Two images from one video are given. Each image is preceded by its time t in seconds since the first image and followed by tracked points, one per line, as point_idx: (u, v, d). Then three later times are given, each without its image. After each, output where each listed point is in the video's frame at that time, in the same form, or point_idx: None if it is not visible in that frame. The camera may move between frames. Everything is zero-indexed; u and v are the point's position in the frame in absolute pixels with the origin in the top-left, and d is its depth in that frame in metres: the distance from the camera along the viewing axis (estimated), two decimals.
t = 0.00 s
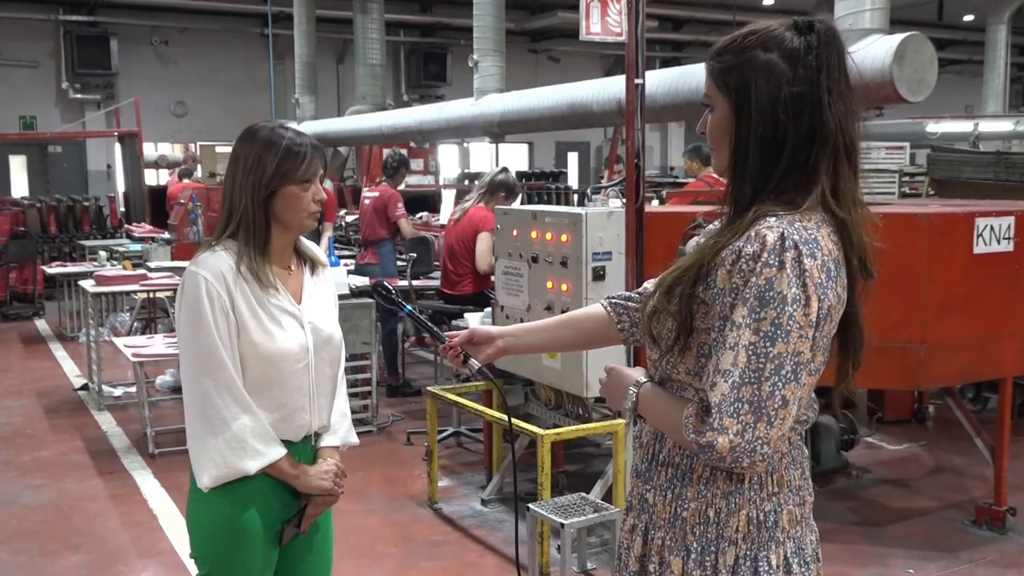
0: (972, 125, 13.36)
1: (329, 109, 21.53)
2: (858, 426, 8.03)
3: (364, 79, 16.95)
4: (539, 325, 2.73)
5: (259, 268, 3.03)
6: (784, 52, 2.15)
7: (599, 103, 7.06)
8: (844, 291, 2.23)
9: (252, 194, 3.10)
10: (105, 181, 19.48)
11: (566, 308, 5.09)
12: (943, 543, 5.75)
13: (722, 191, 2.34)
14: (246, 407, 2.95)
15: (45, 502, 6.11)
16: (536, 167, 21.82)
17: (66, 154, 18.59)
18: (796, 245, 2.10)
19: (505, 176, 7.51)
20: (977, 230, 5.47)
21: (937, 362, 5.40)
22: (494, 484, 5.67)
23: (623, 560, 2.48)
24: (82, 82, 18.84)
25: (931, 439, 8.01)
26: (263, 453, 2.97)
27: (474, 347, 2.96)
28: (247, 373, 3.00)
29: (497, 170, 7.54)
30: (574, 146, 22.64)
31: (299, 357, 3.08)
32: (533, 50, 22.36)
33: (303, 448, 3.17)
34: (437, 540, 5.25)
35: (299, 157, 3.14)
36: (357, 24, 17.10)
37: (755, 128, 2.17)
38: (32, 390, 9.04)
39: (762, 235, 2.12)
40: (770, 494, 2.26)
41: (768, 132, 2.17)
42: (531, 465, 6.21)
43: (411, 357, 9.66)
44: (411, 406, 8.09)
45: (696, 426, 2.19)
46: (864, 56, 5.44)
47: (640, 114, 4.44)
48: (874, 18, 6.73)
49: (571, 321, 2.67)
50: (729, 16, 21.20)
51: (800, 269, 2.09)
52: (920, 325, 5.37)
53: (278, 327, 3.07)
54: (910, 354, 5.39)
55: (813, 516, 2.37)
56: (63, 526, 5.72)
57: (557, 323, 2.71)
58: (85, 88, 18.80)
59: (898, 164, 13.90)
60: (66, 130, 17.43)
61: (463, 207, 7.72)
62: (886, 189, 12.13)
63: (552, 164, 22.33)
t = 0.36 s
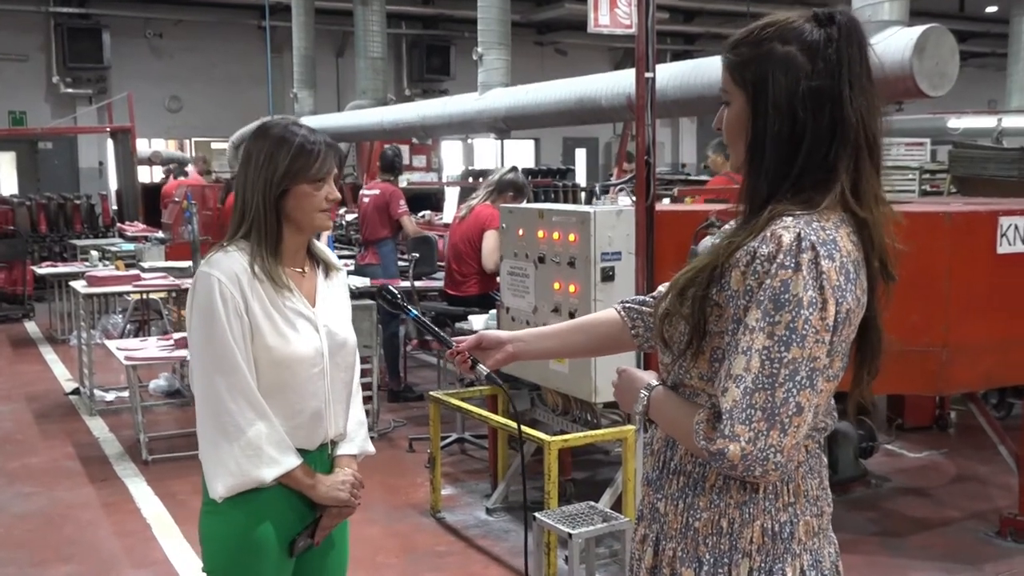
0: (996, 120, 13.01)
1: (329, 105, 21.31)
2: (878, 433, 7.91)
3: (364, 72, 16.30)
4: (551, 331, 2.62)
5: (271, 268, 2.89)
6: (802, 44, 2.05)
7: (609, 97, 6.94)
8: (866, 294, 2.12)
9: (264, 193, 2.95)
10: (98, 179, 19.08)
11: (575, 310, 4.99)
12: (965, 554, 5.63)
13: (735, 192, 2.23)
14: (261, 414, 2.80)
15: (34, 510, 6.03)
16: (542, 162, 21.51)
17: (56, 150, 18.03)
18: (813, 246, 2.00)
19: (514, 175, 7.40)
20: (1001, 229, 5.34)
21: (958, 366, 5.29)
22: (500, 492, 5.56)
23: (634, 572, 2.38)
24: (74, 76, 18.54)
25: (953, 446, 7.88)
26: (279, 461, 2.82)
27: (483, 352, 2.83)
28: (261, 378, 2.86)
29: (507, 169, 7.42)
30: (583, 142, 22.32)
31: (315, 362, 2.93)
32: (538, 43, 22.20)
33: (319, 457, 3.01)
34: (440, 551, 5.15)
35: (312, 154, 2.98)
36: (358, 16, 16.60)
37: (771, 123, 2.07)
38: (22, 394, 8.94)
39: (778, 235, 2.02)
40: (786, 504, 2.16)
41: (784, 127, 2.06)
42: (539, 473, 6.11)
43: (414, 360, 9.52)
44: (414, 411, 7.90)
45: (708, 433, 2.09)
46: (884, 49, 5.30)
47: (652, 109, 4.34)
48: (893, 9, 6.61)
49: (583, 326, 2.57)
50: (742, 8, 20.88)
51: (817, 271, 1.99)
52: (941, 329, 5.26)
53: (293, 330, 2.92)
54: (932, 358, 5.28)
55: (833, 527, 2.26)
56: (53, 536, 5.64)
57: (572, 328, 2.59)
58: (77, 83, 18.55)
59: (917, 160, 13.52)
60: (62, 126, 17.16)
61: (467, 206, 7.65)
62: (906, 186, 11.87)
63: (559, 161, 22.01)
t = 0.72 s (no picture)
0: None
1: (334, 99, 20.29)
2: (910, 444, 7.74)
3: (371, 66, 15.13)
4: (574, 337, 2.50)
5: (286, 271, 2.76)
6: (837, 37, 1.92)
7: (628, 92, 6.66)
8: (896, 300, 1.98)
9: (277, 194, 2.83)
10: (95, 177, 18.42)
11: (592, 314, 4.86)
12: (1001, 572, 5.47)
13: (759, 192, 2.11)
14: (277, 424, 2.68)
15: (28, 521, 5.94)
16: (559, 159, 20.86)
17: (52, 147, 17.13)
18: (839, 248, 1.88)
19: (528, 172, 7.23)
20: None
21: (995, 373, 5.14)
22: (512, 504, 5.43)
23: None
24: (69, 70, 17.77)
25: (989, 459, 7.69)
26: (297, 474, 2.69)
27: (499, 358, 2.71)
28: (275, 387, 2.73)
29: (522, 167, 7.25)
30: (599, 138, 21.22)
31: (332, 368, 2.80)
32: (554, 35, 21.42)
33: (338, 469, 2.88)
34: (450, 565, 5.03)
35: (326, 152, 2.85)
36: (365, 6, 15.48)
37: (801, 119, 1.94)
38: (17, 401, 8.82)
39: (802, 237, 1.90)
40: (811, 519, 2.02)
41: (815, 124, 1.94)
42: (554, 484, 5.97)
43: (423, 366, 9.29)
44: (420, 421, 7.58)
45: (727, 442, 1.98)
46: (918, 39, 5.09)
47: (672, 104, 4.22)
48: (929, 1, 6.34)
49: (603, 332, 2.45)
50: None
51: (842, 274, 1.86)
52: (976, 334, 5.12)
53: (309, 336, 2.79)
54: (967, 365, 5.14)
55: (862, 545, 2.12)
56: (48, 548, 5.54)
57: (594, 333, 2.47)
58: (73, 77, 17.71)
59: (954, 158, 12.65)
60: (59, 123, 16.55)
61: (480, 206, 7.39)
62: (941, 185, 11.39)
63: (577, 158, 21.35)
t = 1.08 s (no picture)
0: None
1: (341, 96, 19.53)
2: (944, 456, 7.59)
3: (380, 60, 13.98)
4: (590, 342, 2.39)
5: (292, 274, 2.66)
6: (868, 29, 1.80)
7: (646, 86, 6.25)
8: (927, 303, 1.86)
9: (279, 191, 2.73)
10: (92, 177, 17.75)
11: (610, 319, 4.74)
12: None
13: (786, 190, 1.99)
14: (278, 434, 2.57)
15: (22, 533, 5.83)
16: (574, 159, 20.24)
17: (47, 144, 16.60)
18: (866, 248, 1.77)
19: (540, 169, 7.01)
20: None
21: None
22: (526, 518, 5.31)
23: None
24: (66, 65, 17.22)
25: None
26: (298, 485, 2.58)
27: (515, 365, 2.60)
28: (278, 394, 2.63)
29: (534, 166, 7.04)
30: (616, 135, 20.88)
31: (339, 376, 2.68)
32: (570, 27, 20.75)
33: (344, 481, 2.77)
34: None
35: (326, 144, 2.75)
36: None
37: (829, 114, 1.83)
38: (10, 409, 8.62)
39: (827, 235, 1.79)
40: (839, 533, 1.91)
41: (844, 119, 1.82)
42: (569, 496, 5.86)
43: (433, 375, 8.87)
44: (430, 430, 7.33)
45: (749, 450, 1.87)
46: (951, 32, 4.87)
47: (693, 100, 4.11)
48: None
49: (623, 339, 2.34)
50: None
51: (869, 274, 1.75)
52: (1014, 340, 4.84)
53: (317, 343, 2.68)
54: (1003, 372, 4.84)
55: (893, 561, 2.00)
56: (42, 562, 5.44)
57: (615, 339, 2.35)
58: (70, 72, 17.17)
59: (989, 156, 12.20)
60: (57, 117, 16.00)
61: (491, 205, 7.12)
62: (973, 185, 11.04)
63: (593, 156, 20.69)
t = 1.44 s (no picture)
0: None
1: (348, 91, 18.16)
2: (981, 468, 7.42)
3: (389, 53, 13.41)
4: (608, 349, 2.28)
5: (289, 276, 2.56)
6: (896, 19, 1.69)
7: (668, 80, 6.11)
8: (961, 302, 1.75)
9: (276, 190, 2.64)
10: (90, 173, 16.82)
11: (630, 322, 4.63)
12: None
13: (810, 187, 1.88)
14: (272, 441, 2.48)
15: (19, 544, 5.67)
16: (593, 156, 19.44)
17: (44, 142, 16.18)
18: (897, 244, 1.66)
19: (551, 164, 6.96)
20: None
21: None
22: (542, 531, 5.18)
23: None
24: (65, 57, 16.24)
25: None
26: (293, 494, 2.49)
27: (530, 374, 2.50)
28: (275, 401, 2.53)
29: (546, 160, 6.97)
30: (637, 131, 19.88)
31: (338, 382, 2.57)
32: (588, 18, 19.87)
33: (343, 490, 2.66)
34: None
35: (324, 142, 2.65)
36: None
37: (856, 108, 1.71)
38: (4, 415, 8.33)
39: (856, 231, 1.69)
40: (873, 545, 1.80)
41: (873, 113, 1.71)
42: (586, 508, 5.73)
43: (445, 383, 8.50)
44: (443, 437, 7.10)
45: (779, 457, 1.77)
46: (987, 20, 4.47)
47: (717, 94, 4.02)
48: None
49: (640, 344, 2.23)
50: None
51: (900, 272, 1.65)
52: None
53: (316, 347, 2.58)
54: None
55: None
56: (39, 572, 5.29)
57: (633, 345, 2.24)
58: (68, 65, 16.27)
59: None
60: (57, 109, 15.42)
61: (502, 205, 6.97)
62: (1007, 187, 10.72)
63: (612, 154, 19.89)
